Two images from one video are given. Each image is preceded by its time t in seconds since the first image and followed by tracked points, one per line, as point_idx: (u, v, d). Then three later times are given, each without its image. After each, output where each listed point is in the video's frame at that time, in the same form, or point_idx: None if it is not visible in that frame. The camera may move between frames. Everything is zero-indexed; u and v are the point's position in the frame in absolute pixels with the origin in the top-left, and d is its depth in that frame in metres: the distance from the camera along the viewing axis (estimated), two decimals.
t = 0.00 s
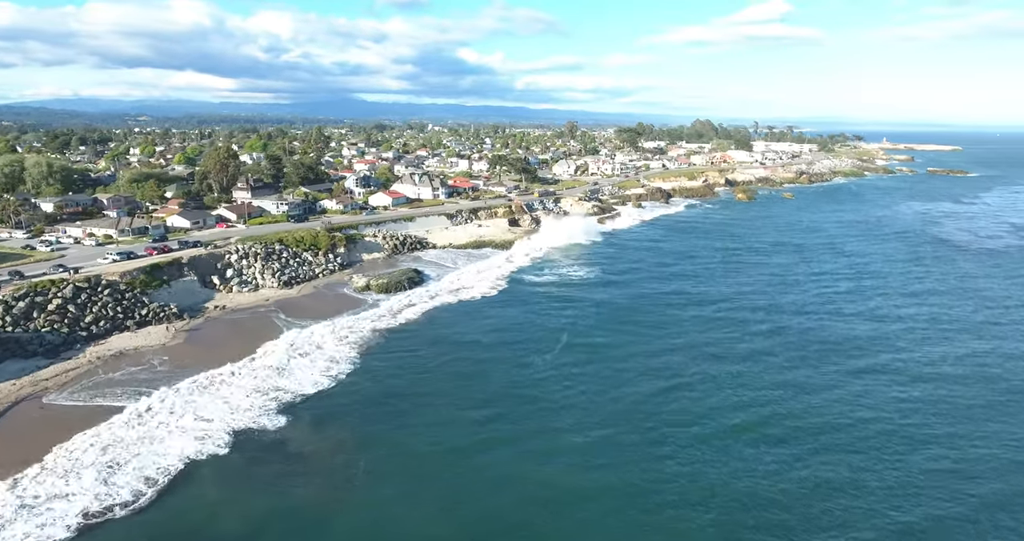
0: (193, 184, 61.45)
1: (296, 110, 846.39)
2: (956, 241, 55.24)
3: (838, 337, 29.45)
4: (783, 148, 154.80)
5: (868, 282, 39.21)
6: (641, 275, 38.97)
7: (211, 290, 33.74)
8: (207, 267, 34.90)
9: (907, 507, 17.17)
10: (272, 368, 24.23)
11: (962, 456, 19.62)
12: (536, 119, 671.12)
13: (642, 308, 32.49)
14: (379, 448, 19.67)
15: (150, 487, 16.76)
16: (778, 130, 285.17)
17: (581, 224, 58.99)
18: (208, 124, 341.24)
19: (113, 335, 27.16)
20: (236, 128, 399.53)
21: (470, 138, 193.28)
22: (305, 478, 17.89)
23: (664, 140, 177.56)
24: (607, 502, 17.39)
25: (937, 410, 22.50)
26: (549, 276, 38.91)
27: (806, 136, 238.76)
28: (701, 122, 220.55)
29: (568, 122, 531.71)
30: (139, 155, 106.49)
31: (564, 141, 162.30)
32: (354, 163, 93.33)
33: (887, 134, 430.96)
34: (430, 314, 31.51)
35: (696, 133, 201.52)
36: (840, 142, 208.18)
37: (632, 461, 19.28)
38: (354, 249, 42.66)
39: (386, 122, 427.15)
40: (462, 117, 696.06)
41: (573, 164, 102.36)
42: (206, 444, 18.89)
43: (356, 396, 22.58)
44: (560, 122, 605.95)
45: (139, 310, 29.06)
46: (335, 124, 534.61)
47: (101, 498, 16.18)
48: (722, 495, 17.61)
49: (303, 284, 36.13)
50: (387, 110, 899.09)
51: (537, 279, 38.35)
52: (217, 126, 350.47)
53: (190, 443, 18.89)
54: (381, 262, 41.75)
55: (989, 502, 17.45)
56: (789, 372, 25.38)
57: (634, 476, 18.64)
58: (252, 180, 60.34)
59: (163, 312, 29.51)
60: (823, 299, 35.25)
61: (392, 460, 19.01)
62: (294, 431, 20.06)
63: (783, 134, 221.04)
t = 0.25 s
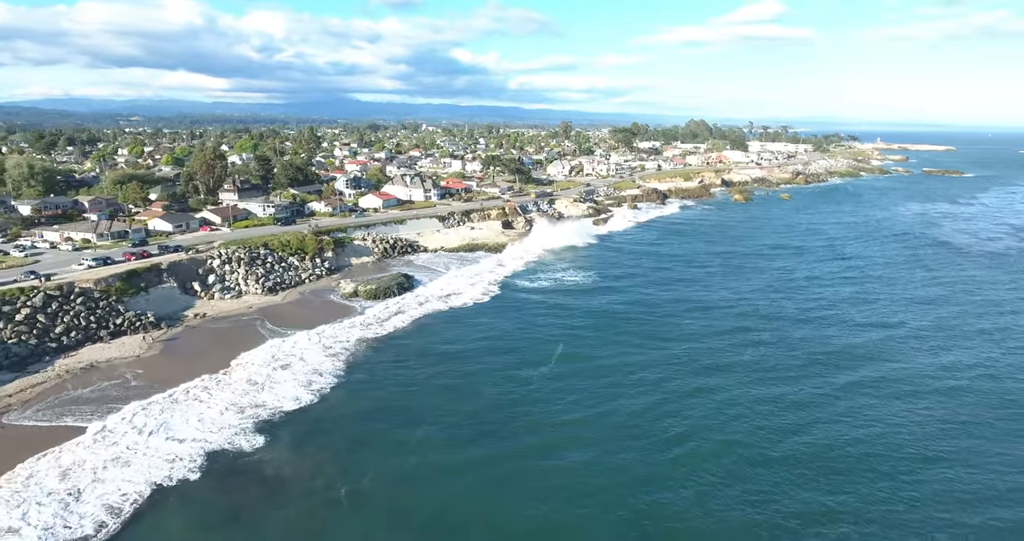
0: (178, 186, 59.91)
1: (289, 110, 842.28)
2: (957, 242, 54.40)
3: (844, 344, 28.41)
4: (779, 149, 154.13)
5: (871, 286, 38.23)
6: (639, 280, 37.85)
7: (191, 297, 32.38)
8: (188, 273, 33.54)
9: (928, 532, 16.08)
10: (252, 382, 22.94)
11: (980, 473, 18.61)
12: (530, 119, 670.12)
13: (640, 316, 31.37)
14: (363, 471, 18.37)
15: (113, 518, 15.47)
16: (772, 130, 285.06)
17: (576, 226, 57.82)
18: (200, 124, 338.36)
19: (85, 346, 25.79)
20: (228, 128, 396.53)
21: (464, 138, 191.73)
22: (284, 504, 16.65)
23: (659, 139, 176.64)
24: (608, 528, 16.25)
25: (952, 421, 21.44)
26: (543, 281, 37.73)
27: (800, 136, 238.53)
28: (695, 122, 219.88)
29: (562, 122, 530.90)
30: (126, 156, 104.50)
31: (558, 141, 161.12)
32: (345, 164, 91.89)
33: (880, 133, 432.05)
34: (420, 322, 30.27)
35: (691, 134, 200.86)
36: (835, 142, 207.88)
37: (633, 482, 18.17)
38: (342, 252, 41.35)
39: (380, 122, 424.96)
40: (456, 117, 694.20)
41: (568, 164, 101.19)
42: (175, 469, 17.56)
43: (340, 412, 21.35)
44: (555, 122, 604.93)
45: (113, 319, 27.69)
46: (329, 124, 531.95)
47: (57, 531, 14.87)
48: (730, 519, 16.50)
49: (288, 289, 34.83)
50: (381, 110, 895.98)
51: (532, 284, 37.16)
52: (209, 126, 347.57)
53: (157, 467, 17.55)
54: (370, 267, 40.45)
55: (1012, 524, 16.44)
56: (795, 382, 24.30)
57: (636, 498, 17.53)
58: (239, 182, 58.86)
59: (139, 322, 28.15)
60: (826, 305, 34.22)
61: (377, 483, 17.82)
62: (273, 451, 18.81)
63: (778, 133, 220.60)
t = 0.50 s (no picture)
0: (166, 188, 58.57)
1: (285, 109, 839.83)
2: (962, 245, 53.37)
3: (852, 353, 27.27)
4: (777, 149, 153.22)
5: (877, 291, 37.13)
6: (638, 286, 36.70)
7: (173, 304, 31.09)
8: (170, 279, 32.26)
9: None
10: (231, 397, 21.67)
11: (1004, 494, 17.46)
12: (528, 119, 669.03)
13: (640, 323, 30.20)
14: (346, 496, 17.14)
15: None
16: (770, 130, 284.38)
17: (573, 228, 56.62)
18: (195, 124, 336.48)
19: (57, 358, 24.53)
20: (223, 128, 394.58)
21: (461, 138, 190.47)
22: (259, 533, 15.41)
23: (657, 140, 175.64)
24: None
25: (969, 437, 20.34)
26: (539, 286, 36.53)
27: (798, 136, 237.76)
28: (693, 121, 218.92)
29: (559, 122, 529.97)
30: (118, 156, 103.03)
31: (556, 141, 159.95)
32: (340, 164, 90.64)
33: (877, 133, 432.07)
34: (411, 330, 29.03)
35: (689, 134, 199.97)
36: (833, 142, 207.15)
37: (635, 505, 16.99)
38: (332, 257, 40.07)
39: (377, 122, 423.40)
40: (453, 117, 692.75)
41: (565, 164, 100.01)
42: (144, 496, 16.33)
43: (323, 430, 20.12)
44: (552, 122, 603.85)
45: (88, 329, 26.42)
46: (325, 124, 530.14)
47: None
48: None
49: (275, 296, 33.56)
50: (378, 110, 894.06)
51: (527, 289, 35.94)
52: (204, 126, 345.64)
53: (125, 494, 16.33)
54: (361, 271, 39.18)
55: None
56: (803, 395, 23.14)
57: (638, 523, 16.34)
58: (229, 184, 57.57)
59: (116, 331, 26.88)
60: (832, 311, 33.10)
61: (361, 508, 16.59)
62: (250, 474, 17.58)
63: (776, 133, 219.77)
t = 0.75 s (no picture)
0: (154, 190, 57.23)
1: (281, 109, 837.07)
2: (965, 247, 52.42)
3: (860, 362, 26.22)
4: (775, 149, 152.38)
5: (882, 296, 36.12)
6: (637, 292, 35.60)
7: (154, 311, 29.82)
8: (151, 285, 30.97)
9: None
10: (208, 413, 20.41)
11: None
12: (524, 119, 667.95)
13: (640, 332, 29.10)
14: (327, 522, 15.91)
15: None
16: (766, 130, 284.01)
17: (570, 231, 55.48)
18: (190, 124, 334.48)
19: (26, 371, 23.24)
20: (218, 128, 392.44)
21: (457, 138, 189.20)
22: None
23: (654, 140, 174.72)
24: None
25: (988, 454, 19.25)
26: (535, 292, 35.37)
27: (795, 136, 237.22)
28: (690, 122, 218.17)
29: (556, 123, 529.04)
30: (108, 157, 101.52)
31: (552, 142, 158.82)
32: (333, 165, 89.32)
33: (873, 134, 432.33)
34: (401, 339, 27.80)
35: (686, 134, 199.11)
36: (830, 142, 206.52)
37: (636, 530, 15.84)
38: (322, 261, 38.82)
39: (372, 122, 421.71)
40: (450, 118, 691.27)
41: (562, 165, 98.88)
42: (107, 527, 15.09)
43: (305, 449, 18.90)
44: (548, 122, 602.88)
45: (61, 339, 25.12)
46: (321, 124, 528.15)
47: None
48: None
49: (261, 302, 32.31)
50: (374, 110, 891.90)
51: (523, 295, 34.78)
52: (199, 126, 343.48)
53: (87, 525, 15.07)
54: (351, 276, 37.93)
55: None
56: (811, 408, 22.05)
57: None
58: (218, 185, 56.27)
59: (91, 341, 25.60)
60: (837, 317, 32.05)
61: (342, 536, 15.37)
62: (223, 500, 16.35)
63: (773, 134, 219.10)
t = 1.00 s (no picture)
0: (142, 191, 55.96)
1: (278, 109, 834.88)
2: (970, 249, 51.49)
3: (869, 372, 25.18)
4: (774, 149, 151.58)
5: (888, 301, 35.13)
6: (636, 297, 34.55)
7: (134, 319, 28.60)
8: (131, 291, 29.74)
9: None
10: (183, 431, 19.21)
11: None
12: (522, 119, 666.89)
13: (639, 340, 28.03)
14: None
15: None
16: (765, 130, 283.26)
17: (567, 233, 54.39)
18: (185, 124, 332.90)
19: None
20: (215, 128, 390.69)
21: (454, 139, 188.01)
22: None
23: (652, 140, 173.73)
24: None
25: (1010, 473, 18.19)
26: (531, 298, 34.25)
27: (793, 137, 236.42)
28: (688, 122, 217.29)
29: (553, 122, 527.99)
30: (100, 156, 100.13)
31: (550, 142, 157.73)
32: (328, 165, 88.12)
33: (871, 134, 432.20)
34: (391, 349, 26.63)
35: (684, 134, 198.22)
36: (829, 142, 205.75)
37: None
38: (311, 265, 37.63)
39: (369, 123, 420.23)
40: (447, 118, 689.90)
41: (560, 166, 97.79)
42: None
43: (285, 471, 17.73)
44: (546, 122, 601.96)
45: (32, 350, 23.89)
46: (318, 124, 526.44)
47: None
48: None
49: (247, 309, 31.12)
50: (371, 109, 890.32)
51: (518, 301, 33.65)
52: (195, 125, 341.95)
53: None
54: (342, 281, 36.73)
55: None
56: (821, 423, 20.98)
57: None
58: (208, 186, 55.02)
59: (65, 352, 24.36)
60: (843, 323, 31.04)
61: None
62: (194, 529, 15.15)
63: (772, 134, 218.31)
